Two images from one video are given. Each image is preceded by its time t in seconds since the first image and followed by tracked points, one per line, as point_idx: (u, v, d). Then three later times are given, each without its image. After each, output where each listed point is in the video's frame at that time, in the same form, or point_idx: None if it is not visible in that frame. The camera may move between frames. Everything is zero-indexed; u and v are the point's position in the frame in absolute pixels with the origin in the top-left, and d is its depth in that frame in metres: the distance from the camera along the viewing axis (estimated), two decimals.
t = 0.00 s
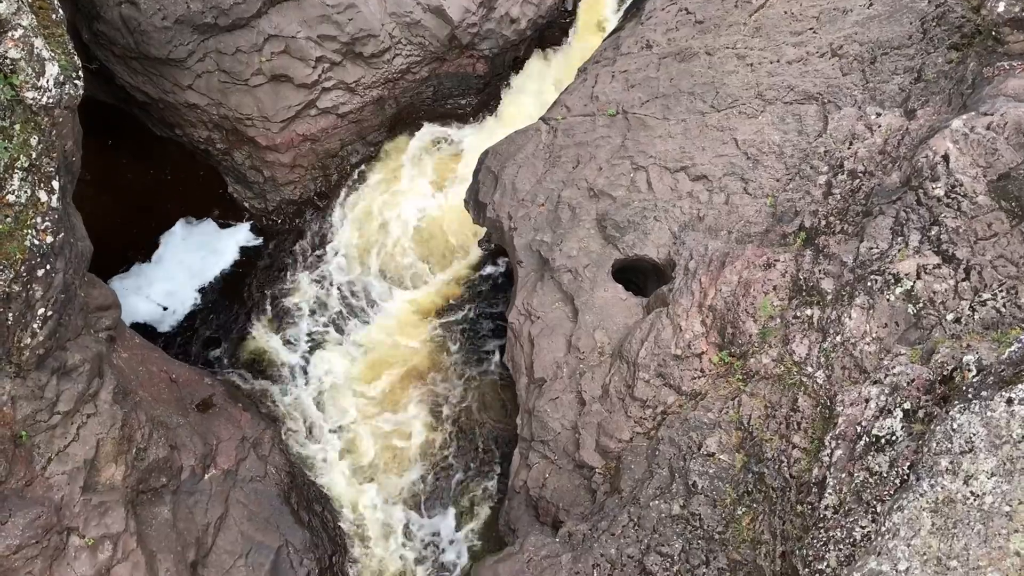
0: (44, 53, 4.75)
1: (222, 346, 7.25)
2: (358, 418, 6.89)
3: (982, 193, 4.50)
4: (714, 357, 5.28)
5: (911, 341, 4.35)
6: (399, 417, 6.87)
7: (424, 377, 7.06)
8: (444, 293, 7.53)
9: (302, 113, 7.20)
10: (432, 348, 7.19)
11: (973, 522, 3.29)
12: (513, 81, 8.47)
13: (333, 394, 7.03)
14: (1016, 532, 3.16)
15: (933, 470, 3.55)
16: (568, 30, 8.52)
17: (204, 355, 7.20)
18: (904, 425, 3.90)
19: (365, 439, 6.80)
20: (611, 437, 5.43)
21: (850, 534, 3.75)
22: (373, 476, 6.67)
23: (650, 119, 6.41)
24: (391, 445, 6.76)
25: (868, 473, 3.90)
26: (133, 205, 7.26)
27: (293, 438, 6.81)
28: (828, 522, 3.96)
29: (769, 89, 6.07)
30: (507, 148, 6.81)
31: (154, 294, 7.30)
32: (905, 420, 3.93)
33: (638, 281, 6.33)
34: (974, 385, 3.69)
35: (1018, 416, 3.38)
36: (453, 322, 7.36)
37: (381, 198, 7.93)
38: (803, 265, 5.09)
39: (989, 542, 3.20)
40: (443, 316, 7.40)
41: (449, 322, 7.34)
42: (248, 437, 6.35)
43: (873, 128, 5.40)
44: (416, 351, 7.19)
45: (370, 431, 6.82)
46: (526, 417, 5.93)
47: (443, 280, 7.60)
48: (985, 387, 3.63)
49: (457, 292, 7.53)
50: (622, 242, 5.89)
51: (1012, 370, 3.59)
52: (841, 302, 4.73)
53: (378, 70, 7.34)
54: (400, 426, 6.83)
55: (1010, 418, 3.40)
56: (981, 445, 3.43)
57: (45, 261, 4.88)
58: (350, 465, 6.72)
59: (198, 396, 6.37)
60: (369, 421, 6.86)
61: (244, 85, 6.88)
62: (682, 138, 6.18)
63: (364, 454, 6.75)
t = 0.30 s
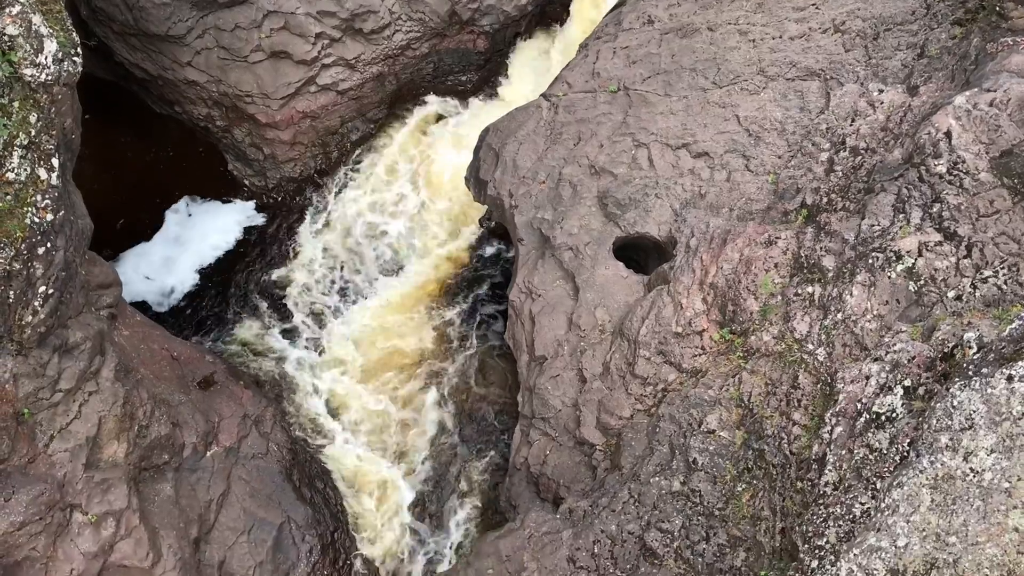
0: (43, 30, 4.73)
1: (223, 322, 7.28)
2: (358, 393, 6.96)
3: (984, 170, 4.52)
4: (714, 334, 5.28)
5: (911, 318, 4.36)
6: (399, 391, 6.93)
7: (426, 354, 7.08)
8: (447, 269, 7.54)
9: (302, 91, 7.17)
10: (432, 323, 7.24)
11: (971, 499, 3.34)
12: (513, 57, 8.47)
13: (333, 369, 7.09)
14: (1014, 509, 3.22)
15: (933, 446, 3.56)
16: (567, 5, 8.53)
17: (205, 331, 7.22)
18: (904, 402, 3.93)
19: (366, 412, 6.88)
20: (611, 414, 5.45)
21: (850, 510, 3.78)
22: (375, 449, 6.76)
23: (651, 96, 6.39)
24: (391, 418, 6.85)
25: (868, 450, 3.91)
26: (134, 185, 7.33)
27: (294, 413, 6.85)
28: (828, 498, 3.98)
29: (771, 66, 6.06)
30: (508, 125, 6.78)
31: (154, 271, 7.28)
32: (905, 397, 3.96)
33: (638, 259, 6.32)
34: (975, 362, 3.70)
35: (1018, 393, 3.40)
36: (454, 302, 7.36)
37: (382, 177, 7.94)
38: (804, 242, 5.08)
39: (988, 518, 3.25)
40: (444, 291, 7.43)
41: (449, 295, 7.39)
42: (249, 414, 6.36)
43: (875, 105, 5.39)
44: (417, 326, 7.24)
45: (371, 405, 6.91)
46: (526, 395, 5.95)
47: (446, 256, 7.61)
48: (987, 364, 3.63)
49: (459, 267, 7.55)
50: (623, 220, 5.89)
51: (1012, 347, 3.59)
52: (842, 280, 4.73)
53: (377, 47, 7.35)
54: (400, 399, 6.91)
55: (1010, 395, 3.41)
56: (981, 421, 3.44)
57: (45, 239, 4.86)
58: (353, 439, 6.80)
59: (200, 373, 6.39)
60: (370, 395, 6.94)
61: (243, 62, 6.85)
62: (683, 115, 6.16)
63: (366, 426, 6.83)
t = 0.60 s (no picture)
0: (41, 6, 4.71)
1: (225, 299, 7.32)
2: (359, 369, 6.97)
3: (986, 147, 4.51)
4: (714, 313, 5.29)
5: (912, 296, 4.36)
6: (399, 367, 6.95)
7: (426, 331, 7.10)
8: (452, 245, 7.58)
9: (301, 69, 7.20)
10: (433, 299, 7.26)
11: (971, 476, 3.34)
12: (513, 35, 8.44)
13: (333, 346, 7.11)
14: (1013, 486, 3.22)
15: (932, 424, 3.57)
16: None
17: (209, 309, 7.28)
18: (905, 379, 3.94)
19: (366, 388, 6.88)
20: (611, 392, 5.47)
21: (848, 488, 3.81)
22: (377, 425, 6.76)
23: (652, 73, 6.37)
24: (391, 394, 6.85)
25: (867, 428, 3.94)
26: (144, 161, 7.25)
27: (296, 389, 6.88)
28: (827, 476, 4.00)
29: (773, 43, 6.04)
30: (508, 103, 6.75)
31: (155, 249, 7.31)
32: (905, 374, 3.96)
33: (639, 237, 6.32)
34: (974, 340, 3.70)
35: (1018, 370, 3.39)
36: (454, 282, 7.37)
37: (383, 154, 7.91)
38: (805, 221, 5.08)
39: (986, 495, 3.27)
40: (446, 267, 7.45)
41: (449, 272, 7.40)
42: (251, 392, 6.39)
43: (877, 82, 5.38)
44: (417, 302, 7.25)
45: (371, 381, 6.91)
46: (526, 373, 5.97)
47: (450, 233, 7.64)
48: (986, 342, 3.64)
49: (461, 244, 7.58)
50: (624, 198, 5.88)
51: (1012, 325, 3.59)
52: (842, 258, 4.73)
53: (378, 24, 7.34)
54: (399, 373, 6.92)
55: (1010, 372, 3.41)
56: (981, 399, 3.44)
57: (46, 218, 4.85)
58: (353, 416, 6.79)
59: (201, 351, 6.41)
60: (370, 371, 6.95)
61: (242, 40, 6.86)
62: (685, 93, 6.15)
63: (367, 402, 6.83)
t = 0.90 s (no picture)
0: None
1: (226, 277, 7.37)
2: (359, 348, 7.08)
3: (989, 128, 4.51)
4: (716, 294, 5.28)
5: (913, 278, 4.35)
6: (403, 352, 7.08)
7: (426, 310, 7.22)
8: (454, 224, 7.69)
9: (301, 49, 7.18)
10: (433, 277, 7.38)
11: (970, 456, 3.36)
12: (514, 15, 8.39)
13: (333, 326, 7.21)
14: (1012, 466, 3.25)
15: (933, 405, 3.55)
16: None
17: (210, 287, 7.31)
18: (905, 360, 3.92)
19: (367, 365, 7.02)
20: (612, 373, 5.47)
21: (848, 468, 3.79)
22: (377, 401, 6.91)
23: (654, 53, 6.35)
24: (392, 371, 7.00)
25: (868, 408, 3.92)
26: (145, 141, 7.22)
27: (299, 371, 6.99)
28: (827, 456, 4.01)
29: (775, 23, 6.03)
30: (509, 83, 6.73)
31: (154, 230, 7.32)
32: (905, 355, 3.95)
33: (640, 217, 6.33)
34: (975, 321, 3.70)
35: (1018, 351, 3.41)
36: (454, 266, 7.45)
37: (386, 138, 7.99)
38: (806, 202, 5.08)
39: (985, 475, 3.29)
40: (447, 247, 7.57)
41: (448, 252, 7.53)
42: (253, 373, 6.43)
43: (879, 62, 5.36)
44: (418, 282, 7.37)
45: (373, 361, 7.04)
46: (527, 353, 5.98)
47: (451, 213, 7.74)
48: (987, 322, 3.62)
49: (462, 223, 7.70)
50: (625, 178, 5.88)
51: (1014, 306, 3.56)
52: (844, 239, 4.73)
53: (378, 4, 7.30)
54: (399, 354, 7.06)
55: (1010, 353, 3.42)
56: (981, 380, 3.45)
57: (47, 199, 4.83)
58: (356, 393, 6.93)
59: (202, 332, 6.44)
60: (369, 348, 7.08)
61: (242, 21, 6.82)
62: (687, 73, 6.13)
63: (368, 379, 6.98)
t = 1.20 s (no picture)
0: None
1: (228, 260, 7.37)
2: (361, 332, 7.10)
3: (992, 108, 4.50)
4: (718, 275, 5.28)
5: (915, 259, 4.35)
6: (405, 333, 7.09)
7: (427, 293, 7.25)
8: (455, 206, 7.67)
9: (302, 29, 7.18)
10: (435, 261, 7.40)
11: (971, 437, 3.36)
12: None
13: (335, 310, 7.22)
14: (1012, 446, 3.25)
15: (933, 385, 3.57)
16: None
17: (211, 271, 7.31)
18: (906, 341, 3.94)
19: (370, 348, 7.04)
20: (614, 353, 5.49)
21: (849, 449, 3.82)
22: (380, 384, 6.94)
23: (657, 33, 6.33)
24: (395, 353, 7.03)
25: (868, 390, 3.94)
26: (150, 122, 7.25)
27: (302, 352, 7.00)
28: (827, 436, 4.02)
29: (779, 3, 6.02)
30: (511, 63, 6.71)
31: (154, 210, 7.28)
32: (906, 337, 3.96)
33: (642, 198, 6.33)
34: (976, 302, 3.69)
35: (1018, 332, 3.40)
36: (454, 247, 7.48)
37: (386, 120, 7.97)
38: (809, 182, 5.07)
39: (985, 456, 3.29)
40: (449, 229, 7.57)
41: (449, 235, 7.53)
42: (254, 353, 6.46)
43: (882, 43, 5.34)
44: (419, 266, 7.38)
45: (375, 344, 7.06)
46: (529, 335, 5.99)
47: (451, 196, 7.72)
48: (988, 304, 3.62)
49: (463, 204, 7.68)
50: (628, 159, 5.88)
51: (1015, 287, 3.57)
52: (846, 220, 4.73)
53: None
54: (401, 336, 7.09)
55: (1011, 334, 3.42)
56: (981, 360, 3.46)
57: (48, 179, 4.83)
58: (358, 375, 6.96)
59: (204, 312, 6.48)
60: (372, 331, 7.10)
61: None
62: (689, 53, 6.10)
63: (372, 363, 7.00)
